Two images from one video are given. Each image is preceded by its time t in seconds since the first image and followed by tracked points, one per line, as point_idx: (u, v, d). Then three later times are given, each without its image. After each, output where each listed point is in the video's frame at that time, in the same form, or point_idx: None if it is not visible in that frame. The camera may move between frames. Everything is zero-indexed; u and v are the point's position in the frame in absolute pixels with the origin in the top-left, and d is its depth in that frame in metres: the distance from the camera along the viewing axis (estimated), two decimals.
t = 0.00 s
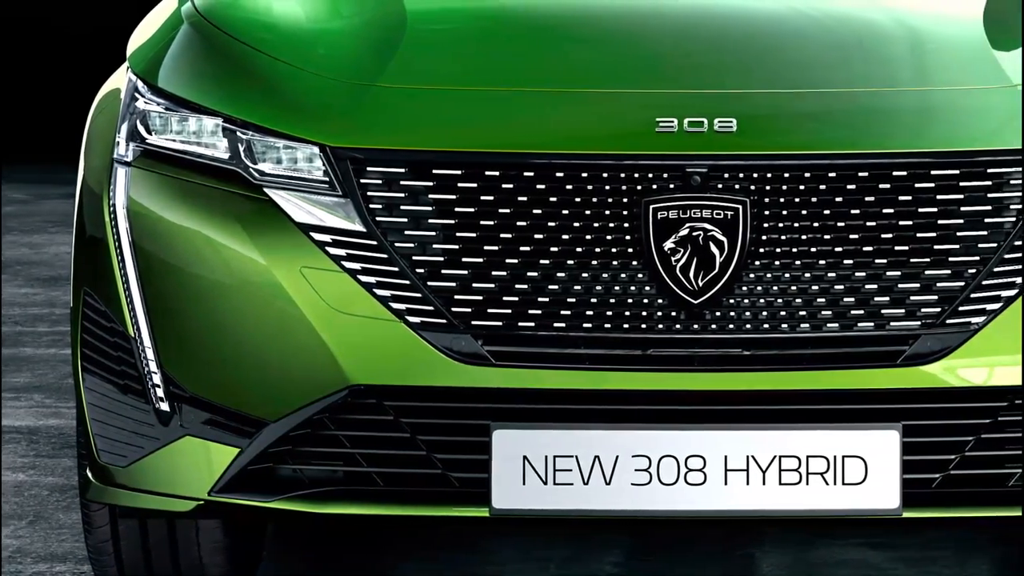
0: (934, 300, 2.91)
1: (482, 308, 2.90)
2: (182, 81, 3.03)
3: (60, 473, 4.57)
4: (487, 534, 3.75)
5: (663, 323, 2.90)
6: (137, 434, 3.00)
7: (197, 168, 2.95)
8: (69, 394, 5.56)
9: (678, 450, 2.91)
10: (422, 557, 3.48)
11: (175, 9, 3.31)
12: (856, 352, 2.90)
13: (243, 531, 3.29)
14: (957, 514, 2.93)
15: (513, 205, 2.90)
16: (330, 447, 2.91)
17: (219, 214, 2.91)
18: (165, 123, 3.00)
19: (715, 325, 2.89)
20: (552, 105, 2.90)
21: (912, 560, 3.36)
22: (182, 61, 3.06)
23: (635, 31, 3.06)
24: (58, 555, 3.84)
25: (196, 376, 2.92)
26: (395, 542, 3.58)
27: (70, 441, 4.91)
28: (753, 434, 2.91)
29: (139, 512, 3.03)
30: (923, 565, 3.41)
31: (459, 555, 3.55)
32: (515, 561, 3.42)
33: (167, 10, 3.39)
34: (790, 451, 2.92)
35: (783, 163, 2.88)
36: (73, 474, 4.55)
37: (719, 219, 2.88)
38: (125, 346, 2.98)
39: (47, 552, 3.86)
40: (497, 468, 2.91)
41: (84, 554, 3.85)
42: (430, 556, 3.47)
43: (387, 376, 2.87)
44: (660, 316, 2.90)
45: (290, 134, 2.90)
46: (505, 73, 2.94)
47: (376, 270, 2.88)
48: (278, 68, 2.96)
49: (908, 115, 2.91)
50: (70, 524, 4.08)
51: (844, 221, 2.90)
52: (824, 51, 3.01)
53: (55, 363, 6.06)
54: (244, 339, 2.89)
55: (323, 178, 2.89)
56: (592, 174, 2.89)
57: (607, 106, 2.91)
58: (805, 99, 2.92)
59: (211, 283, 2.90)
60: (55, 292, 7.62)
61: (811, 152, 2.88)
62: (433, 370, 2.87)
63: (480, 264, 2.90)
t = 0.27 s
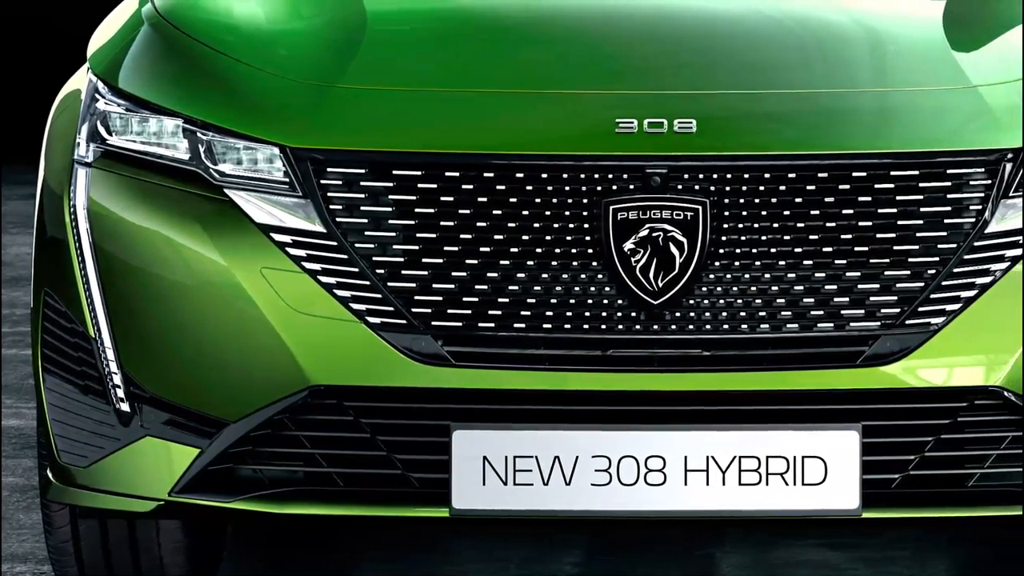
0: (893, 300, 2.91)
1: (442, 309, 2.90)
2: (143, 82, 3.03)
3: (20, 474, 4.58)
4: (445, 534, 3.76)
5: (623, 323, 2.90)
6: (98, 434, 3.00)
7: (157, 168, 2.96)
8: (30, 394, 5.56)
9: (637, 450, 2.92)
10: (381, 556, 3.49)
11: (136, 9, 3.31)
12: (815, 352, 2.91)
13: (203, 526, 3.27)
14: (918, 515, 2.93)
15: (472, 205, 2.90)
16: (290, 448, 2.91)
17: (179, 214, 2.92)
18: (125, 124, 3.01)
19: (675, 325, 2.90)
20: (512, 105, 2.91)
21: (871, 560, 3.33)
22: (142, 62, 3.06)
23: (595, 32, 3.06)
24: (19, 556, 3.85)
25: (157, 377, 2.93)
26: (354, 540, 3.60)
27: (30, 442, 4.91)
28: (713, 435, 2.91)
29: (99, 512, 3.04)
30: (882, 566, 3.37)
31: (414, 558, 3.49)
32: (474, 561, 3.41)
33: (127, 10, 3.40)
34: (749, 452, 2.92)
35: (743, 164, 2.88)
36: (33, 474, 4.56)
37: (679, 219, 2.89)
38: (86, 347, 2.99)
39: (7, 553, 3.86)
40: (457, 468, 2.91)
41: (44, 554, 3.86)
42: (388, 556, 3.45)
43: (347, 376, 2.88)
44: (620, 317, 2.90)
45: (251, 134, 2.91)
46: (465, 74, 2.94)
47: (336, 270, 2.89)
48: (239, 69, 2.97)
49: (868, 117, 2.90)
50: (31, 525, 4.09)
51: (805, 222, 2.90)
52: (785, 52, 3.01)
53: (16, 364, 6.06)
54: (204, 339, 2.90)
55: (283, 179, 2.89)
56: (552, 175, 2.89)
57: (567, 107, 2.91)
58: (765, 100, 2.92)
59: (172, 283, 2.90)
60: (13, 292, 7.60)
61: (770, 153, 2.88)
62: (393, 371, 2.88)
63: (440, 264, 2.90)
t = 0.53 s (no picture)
0: (853, 301, 2.91)
1: (402, 309, 2.91)
2: (103, 83, 3.03)
3: None
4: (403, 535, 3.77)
5: (583, 323, 2.90)
6: (58, 435, 3.01)
7: (117, 169, 2.96)
8: None
9: (596, 450, 2.92)
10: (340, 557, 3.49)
11: (96, 10, 3.32)
12: (775, 352, 2.91)
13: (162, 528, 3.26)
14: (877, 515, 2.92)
15: (432, 206, 2.90)
16: (250, 448, 2.92)
17: (140, 215, 2.92)
18: (85, 125, 3.01)
19: (634, 326, 2.90)
20: (472, 106, 2.91)
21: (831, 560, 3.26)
22: (103, 63, 3.07)
23: (556, 33, 3.06)
24: None
25: (117, 377, 2.93)
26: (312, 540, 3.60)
27: None
28: (672, 435, 2.92)
29: (60, 513, 3.04)
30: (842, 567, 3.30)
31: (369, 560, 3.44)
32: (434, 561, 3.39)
33: (88, 11, 3.40)
34: (709, 452, 2.93)
35: (702, 165, 2.89)
36: None
37: (638, 220, 2.89)
38: (47, 347, 3.00)
39: None
40: (416, 469, 2.92)
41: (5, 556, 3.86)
42: (349, 556, 3.44)
43: (307, 377, 2.88)
44: (579, 317, 2.90)
45: (212, 136, 2.91)
46: (425, 76, 2.95)
47: (297, 270, 2.89)
48: (199, 71, 2.97)
49: (827, 118, 2.90)
50: None
51: (765, 222, 2.90)
52: (745, 53, 3.01)
53: None
54: (165, 339, 2.90)
55: (243, 179, 2.90)
56: (512, 175, 2.89)
57: (527, 108, 2.91)
58: (724, 101, 2.92)
59: (132, 284, 2.90)
60: None
61: (730, 153, 2.88)
62: (353, 372, 2.88)
63: (400, 265, 2.91)
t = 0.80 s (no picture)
0: (811, 301, 2.92)
1: (362, 309, 2.91)
2: (64, 84, 3.03)
3: None
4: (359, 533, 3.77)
5: (542, 324, 2.91)
6: (21, 436, 3.07)
7: (77, 170, 2.97)
8: None
9: (556, 451, 2.93)
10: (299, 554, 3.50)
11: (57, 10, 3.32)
12: (733, 352, 2.92)
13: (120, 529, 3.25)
14: (836, 516, 2.93)
15: (392, 207, 2.91)
16: (211, 449, 2.92)
17: (100, 215, 2.93)
18: (46, 126, 3.02)
19: (594, 326, 2.91)
20: (431, 107, 2.91)
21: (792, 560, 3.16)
22: (63, 64, 3.07)
23: (516, 33, 3.06)
24: None
25: (78, 378, 2.96)
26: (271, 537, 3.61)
27: None
28: (632, 436, 2.93)
29: (23, 512, 3.10)
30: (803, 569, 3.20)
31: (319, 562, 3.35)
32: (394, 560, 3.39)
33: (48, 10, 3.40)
34: (668, 453, 2.93)
35: (662, 165, 2.89)
36: None
37: (598, 221, 2.90)
38: (10, 349, 3.06)
39: None
40: (376, 469, 2.93)
41: None
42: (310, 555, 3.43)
43: (266, 377, 2.89)
44: (539, 318, 2.91)
45: (171, 136, 2.91)
46: (385, 77, 2.95)
47: (257, 271, 2.90)
48: (159, 71, 2.98)
49: (785, 120, 2.90)
50: None
51: (724, 223, 2.91)
52: (705, 53, 3.01)
53: None
54: (125, 340, 2.92)
55: (204, 180, 2.90)
56: (471, 176, 2.89)
57: (486, 109, 2.91)
58: (684, 102, 2.92)
59: (92, 284, 2.92)
60: None
61: (689, 155, 2.88)
62: (312, 372, 2.89)
63: (360, 265, 2.91)
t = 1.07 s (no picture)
0: (771, 302, 2.92)
1: (322, 310, 2.92)
2: (24, 85, 3.01)
3: None
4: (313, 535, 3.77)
5: (502, 325, 2.91)
6: None
7: (37, 171, 2.97)
8: None
9: (516, 451, 2.93)
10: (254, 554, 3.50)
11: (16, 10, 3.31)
12: (693, 353, 2.92)
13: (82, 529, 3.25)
14: (796, 517, 2.93)
15: (353, 208, 2.91)
16: (171, 449, 2.92)
17: (61, 215, 2.94)
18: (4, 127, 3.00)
19: (554, 327, 2.91)
20: (391, 108, 2.91)
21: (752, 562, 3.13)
22: (22, 63, 3.05)
23: (478, 34, 3.07)
24: None
25: (41, 379, 2.98)
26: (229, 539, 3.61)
27: None
28: (591, 437, 2.93)
29: None
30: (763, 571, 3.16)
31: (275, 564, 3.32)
32: (356, 562, 3.38)
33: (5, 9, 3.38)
34: (628, 453, 2.94)
35: (622, 166, 2.89)
36: None
37: (558, 221, 2.90)
38: None
39: None
40: (337, 470, 2.93)
41: None
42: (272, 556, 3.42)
43: (225, 377, 2.89)
44: (499, 319, 2.91)
45: (131, 137, 2.91)
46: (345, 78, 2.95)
47: (217, 272, 2.90)
48: (118, 72, 2.98)
49: (747, 119, 2.90)
50: None
51: (684, 224, 2.91)
52: (665, 54, 3.02)
53: None
54: (86, 340, 2.93)
55: (164, 181, 2.90)
56: (431, 177, 2.90)
57: (446, 110, 2.91)
58: (644, 103, 2.92)
59: (53, 285, 2.93)
60: None
61: (649, 156, 2.88)
62: (273, 372, 2.89)
63: (320, 266, 2.92)
